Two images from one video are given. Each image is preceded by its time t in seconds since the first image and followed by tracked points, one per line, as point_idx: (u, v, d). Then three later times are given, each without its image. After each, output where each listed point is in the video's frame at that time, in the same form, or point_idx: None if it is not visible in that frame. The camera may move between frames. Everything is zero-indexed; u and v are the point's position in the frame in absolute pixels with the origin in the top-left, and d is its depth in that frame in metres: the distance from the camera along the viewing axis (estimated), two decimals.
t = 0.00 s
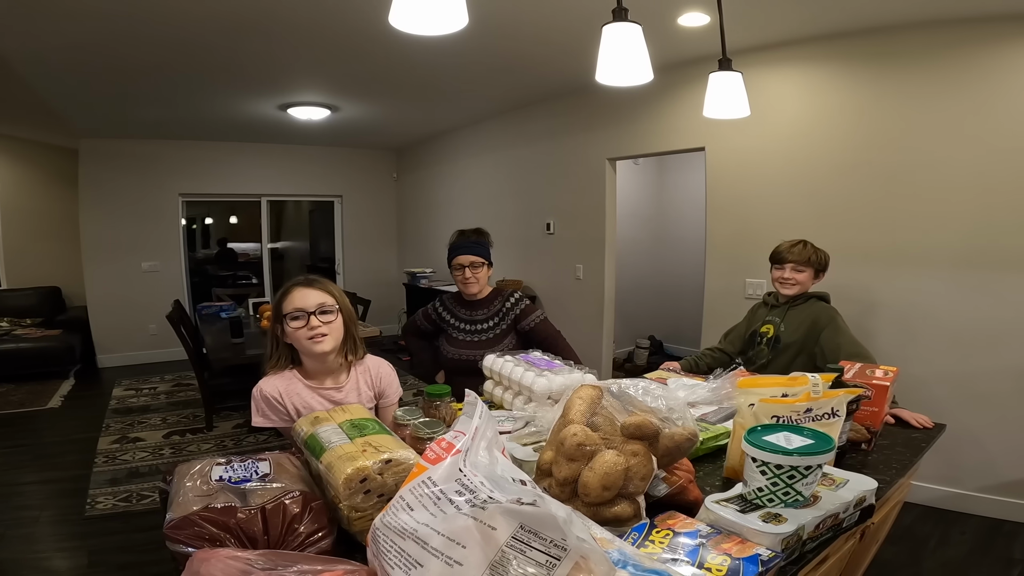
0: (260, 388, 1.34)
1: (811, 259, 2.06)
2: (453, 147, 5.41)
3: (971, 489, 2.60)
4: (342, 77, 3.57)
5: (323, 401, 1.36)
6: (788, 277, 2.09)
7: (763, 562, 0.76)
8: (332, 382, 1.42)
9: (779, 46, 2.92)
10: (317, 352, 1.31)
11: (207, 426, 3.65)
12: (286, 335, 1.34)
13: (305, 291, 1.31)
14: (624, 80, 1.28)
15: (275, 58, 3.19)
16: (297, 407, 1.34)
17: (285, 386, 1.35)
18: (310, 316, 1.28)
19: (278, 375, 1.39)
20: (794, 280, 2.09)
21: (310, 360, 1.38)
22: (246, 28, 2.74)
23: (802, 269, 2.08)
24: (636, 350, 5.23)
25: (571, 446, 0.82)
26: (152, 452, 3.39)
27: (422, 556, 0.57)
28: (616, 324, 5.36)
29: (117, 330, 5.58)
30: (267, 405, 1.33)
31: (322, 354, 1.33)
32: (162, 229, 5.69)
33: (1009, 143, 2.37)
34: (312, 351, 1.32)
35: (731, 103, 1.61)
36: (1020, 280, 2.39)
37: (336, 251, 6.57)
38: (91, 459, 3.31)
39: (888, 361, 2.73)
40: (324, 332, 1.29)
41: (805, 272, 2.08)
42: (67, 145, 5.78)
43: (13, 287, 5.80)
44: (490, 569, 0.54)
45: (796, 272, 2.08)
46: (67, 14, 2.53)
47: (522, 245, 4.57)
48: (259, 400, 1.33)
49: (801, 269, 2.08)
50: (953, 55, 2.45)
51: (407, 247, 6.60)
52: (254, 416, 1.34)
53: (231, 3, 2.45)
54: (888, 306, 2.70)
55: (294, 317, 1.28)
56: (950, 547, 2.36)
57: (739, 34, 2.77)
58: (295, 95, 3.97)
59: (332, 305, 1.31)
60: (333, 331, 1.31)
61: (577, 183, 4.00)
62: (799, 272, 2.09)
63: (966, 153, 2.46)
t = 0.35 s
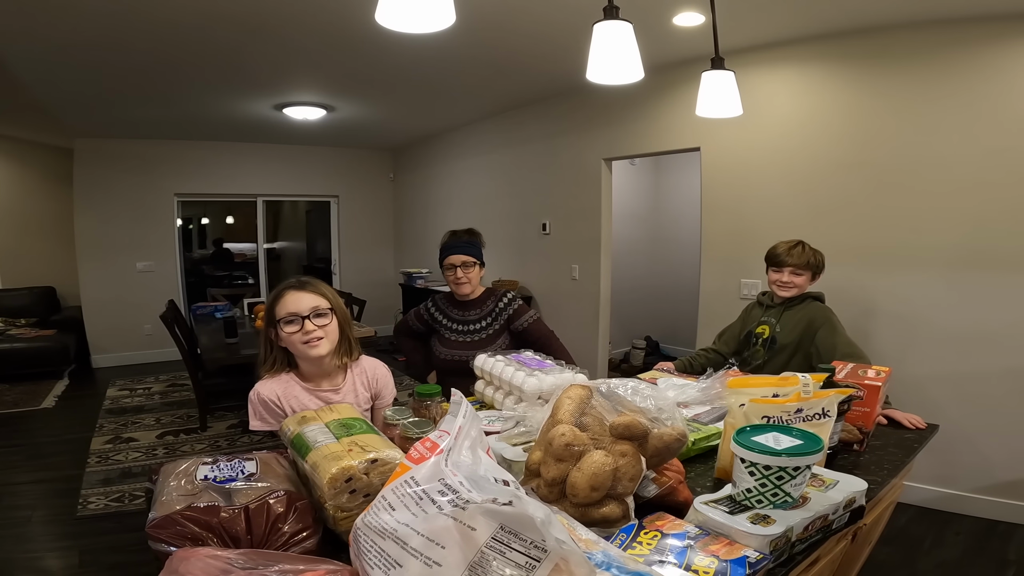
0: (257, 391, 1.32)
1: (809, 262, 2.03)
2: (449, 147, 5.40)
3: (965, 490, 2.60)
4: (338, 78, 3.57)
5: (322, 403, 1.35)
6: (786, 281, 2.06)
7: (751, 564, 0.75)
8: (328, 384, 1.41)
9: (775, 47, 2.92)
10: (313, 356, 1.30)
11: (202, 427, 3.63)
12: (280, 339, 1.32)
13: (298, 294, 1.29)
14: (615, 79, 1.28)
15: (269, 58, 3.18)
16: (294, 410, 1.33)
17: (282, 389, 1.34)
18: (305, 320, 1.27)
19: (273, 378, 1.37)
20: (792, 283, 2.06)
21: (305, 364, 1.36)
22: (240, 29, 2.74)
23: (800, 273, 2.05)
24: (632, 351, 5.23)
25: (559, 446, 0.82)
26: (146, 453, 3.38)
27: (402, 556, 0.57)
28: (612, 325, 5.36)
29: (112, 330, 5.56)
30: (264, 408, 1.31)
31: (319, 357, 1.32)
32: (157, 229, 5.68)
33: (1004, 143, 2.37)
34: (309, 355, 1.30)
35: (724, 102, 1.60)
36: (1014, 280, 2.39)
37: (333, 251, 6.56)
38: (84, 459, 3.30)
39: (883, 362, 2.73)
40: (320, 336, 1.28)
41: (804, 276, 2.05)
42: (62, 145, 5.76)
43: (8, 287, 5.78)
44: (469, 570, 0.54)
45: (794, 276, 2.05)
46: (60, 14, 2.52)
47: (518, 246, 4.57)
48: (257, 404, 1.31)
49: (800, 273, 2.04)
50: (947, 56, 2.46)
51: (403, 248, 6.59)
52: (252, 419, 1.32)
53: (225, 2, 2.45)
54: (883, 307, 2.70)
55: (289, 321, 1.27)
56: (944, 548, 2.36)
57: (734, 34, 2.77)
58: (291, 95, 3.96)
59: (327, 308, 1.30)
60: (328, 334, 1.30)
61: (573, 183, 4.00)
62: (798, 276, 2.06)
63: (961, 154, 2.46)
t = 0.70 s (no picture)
0: (257, 393, 1.31)
1: (812, 266, 2.02)
2: (446, 148, 5.40)
3: (959, 491, 2.60)
4: (334, 78, 3.57)
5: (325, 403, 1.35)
6: (786, 283, 2.06)
7: (736, 566, 0.76)
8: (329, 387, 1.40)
9: (770, 48, 2.92)
10: (316, 358, 1.30)
11: (196, 427, 3.63)
12: (282, 342, 1.32)
13: (299, 297, 1.29)
14: (605, 80, 1.28)
15: (264, 59, 3.18)
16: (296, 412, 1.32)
17: (283, 391, 1.33)
18: (307, 323, 1.26)
19: (273, 380, 1.36)
20: (793, 286, 2.06)
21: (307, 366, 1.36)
22: (233, 28, 2.73)
23: (801, 276, 2.05)
24: (629, 352, 5.23)
25: (547, 448, 0.82)
26: (140, 453, 3.37)
27: (382, 557, 0.57)
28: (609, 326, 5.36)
29: (108, 330, 5.56)
30: (265, 410, 1.31)
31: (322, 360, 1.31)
32: (154, 229, 5.68)
33: (998, 145, 2.38)
34: (312, 358, 1.30)
35: (716, 103, 1.61)
36: (1007, 282, 2.40)
37: (330, 251, 6.56)
38: (79, 459, 3.29)
39: (877, 363, 2.74)
40: (323, 338, 1.28)
41: (805, 279, 2.04)
42: (58, 144, 5.75)
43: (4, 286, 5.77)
44: (449, 571, 0.54)
45: (796, 280, 2.04)
46: (54, 14, 2.52)
47: (514, 246, 4.57)
48: (258, 406, 1.30)
49: (801, 277, 2.04)
50: (941, 58, 2.46)
51: (400, 248, 6.59)
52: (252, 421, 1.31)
53: (218, 2, 2.44)
54: (877, 308, 2.71)
55: (291, 324, 1.26)
56: (937, 548, 2.37)
57: (729, 35, 2.77)
58: (287, 95, 3.96)
59: (328, 309, 1.30)
60: (331, 336, 1.30)
61: (569, 184, 4.00)
62: (798, 279, 2.05)
63: (955, 155, 2.47)
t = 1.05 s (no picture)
0: (268, 388, 1.31)
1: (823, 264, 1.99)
2: (445, 148, 5.40)
3: (955, 491, 2.61)
4: (333, 78, 3.57)
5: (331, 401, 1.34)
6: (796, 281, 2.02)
7: (731, 566, 0.76)
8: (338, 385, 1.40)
9: (769, 49, 2.93)
10: (325, 357, 1.30)
11: (195, 427, 3.63)
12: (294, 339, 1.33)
13: (312, 295, 1.29)
14: (603, 81, 1.28)
15: (263, 59, 3.18)
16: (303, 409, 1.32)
17: (293, 387, 1.34)
18: (317, 321, 1.27)
19: (285, 375, 1.37)
20: (802, 284, 2.04)
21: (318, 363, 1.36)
22: (231, 28, 2.73)
23: (811, 274, 2.02)
24: (627, 352, 5.23)
25: (544, 448, 0.82)
26: (138, 453, 3.37)
27: (381, 555, 0.57)
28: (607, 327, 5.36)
29: (106, 330, 5.55)
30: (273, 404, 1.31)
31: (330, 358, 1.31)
32: (152, 229, 5.67)
33: (994, 147, 2.39)
34: (320, 356, 1.30)
35: (713, 104, 1.61)
36: (1003, 283, 2.41)
37: (328, 251, 6.56)
38: (76, 459, 3.29)
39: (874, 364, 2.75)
40: (332, 337, 1.27)
41: (815, 278, 2.02)
42: (56, 144, 5.74)
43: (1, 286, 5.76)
44: (446, 570, 0.55)
45: (806, 278, 2.01)
46: (53, 14, 2.52)
47: (513, 246, 4.58)
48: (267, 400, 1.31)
49: (811, 275, 2.01)
50: (938, 60, 2.48)
51: (399, 248, 6.58)
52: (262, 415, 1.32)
53: (216, 2, 2.44)
54: (874, 309, 2.72)
55: (302, 322, 1.27)
56: (933, 549, 2.37)
57: (727, 36, 2.78)
58: (286, 95, 3.96)
59: (339, 309, 1.30)
60: (340, 336, 1.29)
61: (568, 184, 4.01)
62: (808, 277, 2.03)
63: (952, 157, 2.48)
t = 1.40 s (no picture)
0: (272, 388, 1.30)
1: (832, 264, 1.96)
2: (445, 148, 5.40)
3: (955, 492, 2.62)
4: (334, 78, 3.57)
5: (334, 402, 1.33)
6: (805, 281, 2.01)
7: (734, 565, 0.76)
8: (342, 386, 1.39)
9: (770, 49, 2.93)
10: (330, 357, 1.29)
11: (194, 427, 3.63)
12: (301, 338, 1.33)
13: (320, 294, 1.30)
14: (606, 81, 1.28)
15: (264, 58, 3.18)
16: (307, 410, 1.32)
17: (297, 388, 1.33)
18: (323, 320, 1.27)
19: (289, 377, 1.37)
20: (810, 284, 2.02)
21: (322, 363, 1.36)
22: (233, 27, 2.73)
23: (820, 274, 2.00)
24: (627, 352, 5.23)
25: (547, 447, 0.82)
26: (138, 452, 3.37)
27: (384, 554, 0.57)
28: (608, 327, 5.36)
29: (106, 330, 5.55)
30: (277, 405, 1.30)
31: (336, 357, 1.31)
32: (152, 228, 5.67)
33: (994, 147, 2.40)
34: (326, 356, 1.30)
35: (715, 104, 1.61)
36: (1003, 283, 2.42)
37: (328, 251, 6.55)
38: (76, 458, 3.29)
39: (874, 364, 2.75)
40: (338, 336, 1.27)
41: (823, 278, 2.00)
42: (56, 144, 5.74)
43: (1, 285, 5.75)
44: (450, 569, 0.54)
45: (815, 278, 1.99)
46: (55, 12, 2.51)
47: (514, 246, 4.58)
48: (270, 400, 1.30)
49: (820, 275, 1.99)
50: (939, 59, 2.48)
51: (398, 248, 6.58)
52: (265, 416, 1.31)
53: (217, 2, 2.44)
54: (874, 309, 2.72)
55: (308, 320, 1.27)
56: (933, 549, 2.38)
57: (728, 36, 2.78)
58: (287, 95, 3.96)
59: (347, 309, 1.30)
60: (347, 336, 1.29)
61: (568, 185, 4.01)
62: (816, 278, 2.01)
63: (952, 157, 2.48)
